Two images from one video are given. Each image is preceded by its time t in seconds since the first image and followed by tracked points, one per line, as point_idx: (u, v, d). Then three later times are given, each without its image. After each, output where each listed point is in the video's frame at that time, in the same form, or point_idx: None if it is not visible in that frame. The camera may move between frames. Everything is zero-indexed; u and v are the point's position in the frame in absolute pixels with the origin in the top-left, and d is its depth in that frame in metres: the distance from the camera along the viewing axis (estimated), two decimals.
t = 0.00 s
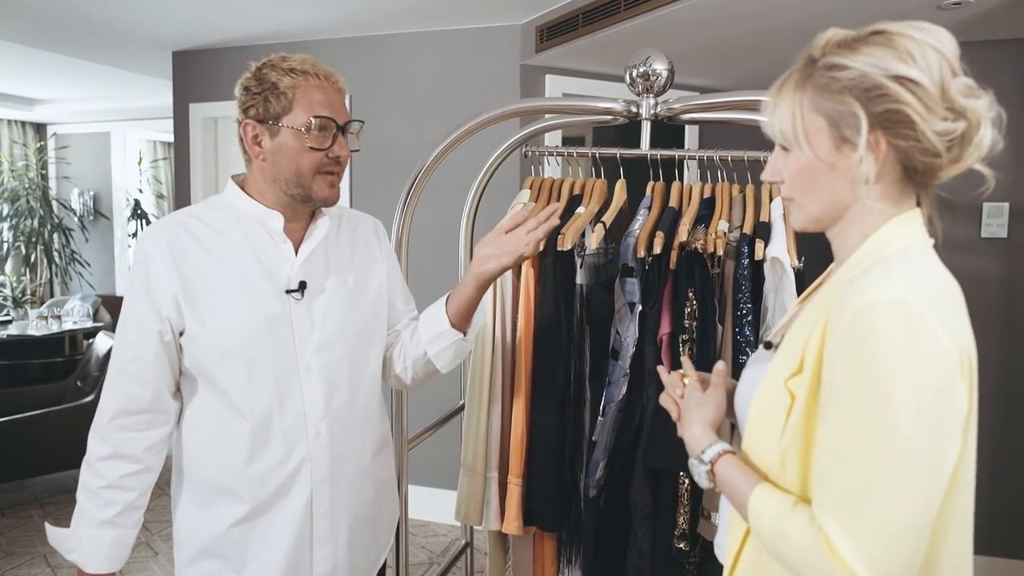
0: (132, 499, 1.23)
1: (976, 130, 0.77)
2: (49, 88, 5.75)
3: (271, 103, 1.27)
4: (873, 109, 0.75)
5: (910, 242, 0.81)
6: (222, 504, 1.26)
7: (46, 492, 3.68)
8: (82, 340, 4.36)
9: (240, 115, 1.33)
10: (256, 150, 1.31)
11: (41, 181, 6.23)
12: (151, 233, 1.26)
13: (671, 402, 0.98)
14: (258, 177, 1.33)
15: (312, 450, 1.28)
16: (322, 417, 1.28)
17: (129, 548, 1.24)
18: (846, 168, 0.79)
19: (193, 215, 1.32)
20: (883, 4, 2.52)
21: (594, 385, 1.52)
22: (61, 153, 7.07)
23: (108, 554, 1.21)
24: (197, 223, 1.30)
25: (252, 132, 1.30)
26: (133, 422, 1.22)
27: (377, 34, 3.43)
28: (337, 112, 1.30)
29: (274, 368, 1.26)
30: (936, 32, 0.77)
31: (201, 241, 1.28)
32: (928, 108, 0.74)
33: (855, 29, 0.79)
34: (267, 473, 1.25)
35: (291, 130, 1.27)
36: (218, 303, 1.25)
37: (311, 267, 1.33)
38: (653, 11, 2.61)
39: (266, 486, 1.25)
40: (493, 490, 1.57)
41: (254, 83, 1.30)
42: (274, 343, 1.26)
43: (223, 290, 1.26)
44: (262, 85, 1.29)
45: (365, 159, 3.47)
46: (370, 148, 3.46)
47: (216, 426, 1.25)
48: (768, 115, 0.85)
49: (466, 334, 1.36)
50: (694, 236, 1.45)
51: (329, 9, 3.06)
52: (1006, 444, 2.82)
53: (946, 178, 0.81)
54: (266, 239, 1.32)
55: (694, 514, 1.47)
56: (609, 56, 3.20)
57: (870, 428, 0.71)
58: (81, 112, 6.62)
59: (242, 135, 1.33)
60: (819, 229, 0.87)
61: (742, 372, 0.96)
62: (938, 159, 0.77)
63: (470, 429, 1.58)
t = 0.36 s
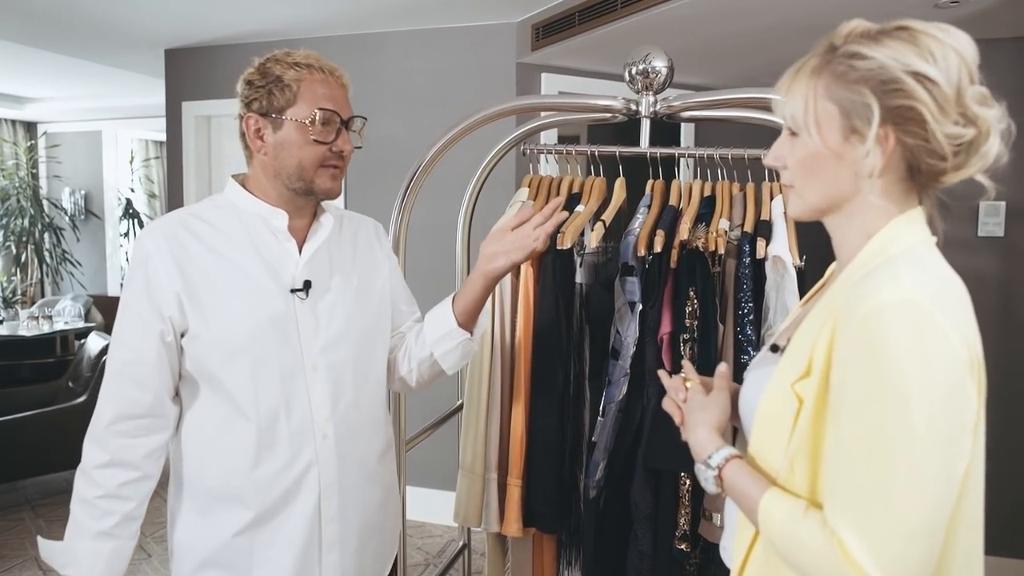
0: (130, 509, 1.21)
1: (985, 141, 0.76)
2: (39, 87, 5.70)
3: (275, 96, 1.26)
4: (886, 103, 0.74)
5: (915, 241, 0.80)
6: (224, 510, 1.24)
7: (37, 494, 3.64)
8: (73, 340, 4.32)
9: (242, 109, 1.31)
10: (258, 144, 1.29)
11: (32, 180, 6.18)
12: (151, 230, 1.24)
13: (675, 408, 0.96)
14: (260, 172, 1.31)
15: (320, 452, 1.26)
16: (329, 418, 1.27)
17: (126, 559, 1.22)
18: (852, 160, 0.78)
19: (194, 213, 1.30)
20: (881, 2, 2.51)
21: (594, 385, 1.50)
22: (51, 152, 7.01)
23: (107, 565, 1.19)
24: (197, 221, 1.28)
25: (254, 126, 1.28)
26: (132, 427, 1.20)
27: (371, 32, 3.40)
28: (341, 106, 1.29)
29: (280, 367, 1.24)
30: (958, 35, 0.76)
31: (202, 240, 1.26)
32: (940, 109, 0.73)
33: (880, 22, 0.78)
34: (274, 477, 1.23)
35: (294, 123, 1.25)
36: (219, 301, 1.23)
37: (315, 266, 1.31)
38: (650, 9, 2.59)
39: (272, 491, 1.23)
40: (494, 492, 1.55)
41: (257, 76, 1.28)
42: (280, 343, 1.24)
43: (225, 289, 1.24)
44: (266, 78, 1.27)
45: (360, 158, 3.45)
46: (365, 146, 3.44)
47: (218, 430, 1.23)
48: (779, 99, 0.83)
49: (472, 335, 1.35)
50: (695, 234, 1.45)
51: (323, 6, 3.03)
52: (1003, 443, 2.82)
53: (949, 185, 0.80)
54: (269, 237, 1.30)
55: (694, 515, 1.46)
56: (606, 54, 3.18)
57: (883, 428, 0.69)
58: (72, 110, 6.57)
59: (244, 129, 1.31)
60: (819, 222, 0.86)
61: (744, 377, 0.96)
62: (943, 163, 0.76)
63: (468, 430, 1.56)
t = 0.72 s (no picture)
0: (121, 510, 1.18)
1: (994, 142, 0.74)
2: (34, 85, 5.67)
3: (278, 98, 1.24)
4: (898, 99, 0.73)
5: (922, 240, 0.78)
6: (215, 514, 1.22)
7: (32, 495, 3.61)
8: (69, 340, 4.29)
9: (241, 109, 1.28)
10: (258, 145, 1.27)
11: (27, 180, 6.15)
12: (145, 228, 1.22)
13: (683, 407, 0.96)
14: (258, 173, 1.29)
15: (312, 456, 1.24)
16: (323, 421, 1.25)
17: (117, 562, 1.19)
18: (861, 154, 0.77)
19: (190, 213, 1.28)
20: None
21: (596, 385, 1.50)
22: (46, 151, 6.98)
23: (96, 568, 1.16)
24: (193, 220, 1.27)
25: (255, 126, 1.26)
26: (123, 427, 1.17)
27: (369, 31, 3.38)
28: (344, 109, 1.27)
29: (273, 370, 1.22)
30: (972, 33, 0.74)
31: (197, 239, 1.25)
32: (953, 108, 0.72)
33: (895, 16, 0.76)
34: (264, 480, 1.21)
35: (297, 125, 1.24)
36: (215, 301, 1.22)
37: (311, 267, 1.30)
38: (650, 7, 2.58)
39: (264, 493, 1.21)
40: (495, 494, 1.54)
41: (259, 76, 1.26)
42: (273, 344, 1.22)
43: (221, 289, 1.22)
44: (268, 79, 1.25)
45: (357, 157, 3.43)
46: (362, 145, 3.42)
47: (210, 432, 1.21)
48: (788, 91, 0.82)
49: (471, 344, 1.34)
50: (698, 232, 1.45)
51: (320, 4, 3.01)
52: (1003, 442, 2.82)
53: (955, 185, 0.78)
54: (265, 237, 1.28)
55: (700, 515, 1.44)
56: (604, 53, 3.17)
57: (897, 427, 0.68)
58: (67, 110, 6.53)
59: (243, 129, 1.28)
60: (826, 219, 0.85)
61: (751, 378, 0.94)
62: (952, 163, 0.74)
63: (471, 431, 1.55)
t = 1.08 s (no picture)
0: (108, 510, 1.18)
1: (1003, 128, 0.74)
2: (27, 85, 5.63)
3: (285, 88, 1.22)
4: (902, 94, 0.73)
5: (932, 236, 0.78)
6: (205, 513, 1.21)
7: (26, 497, 3.59)
8: (63, 341, 4.26)
9: (239, 99, 1.25)
10: (260, 136, 1.24)
11: (21, 180, 6.12)
12: (131, 226, 1.20)
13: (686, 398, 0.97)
14: (258, 166, 1.26)
15: (302, 460, 1.24)
16: (313, 425, 1.24)
17: (104, 561, 1.19)
18: (869, 152, 0.76)
19: (176, 209, 1.26)
20: None
21: (596, 383, 1.49)
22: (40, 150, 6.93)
23: (84, 567, 1.16)
24: (180, 218, 1.25)
25: (259, 117, 1.23)
26: (109, 430, 1.16)
27: (366, 29, 3.37)
28: (347, 103, 1.29)
29: (264, 378, 1.21)
30: (971, 23, 0.74)
31: (185, 239, 1.23)
32: (958, 99, 0.71)
33: (890, 12, 0.76)
34: (254, 485, 1.20)
35: (307, 116, 1.24)
36: (205, 304, 1.20)
37: (301, 269, 1.28)
38: (648, 5, 2.58)
39: (257, 493, 1.21)
40: (494, 492, 1.53)
41: (260, 65, 1.24)
42: (264, 347, 1.21)
43: (211, 291, 1.21)
44: (272, 68, 1.23)
45: (354, 156, 3.42)
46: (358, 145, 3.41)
47: (199, 434, 1.20)
48: (789, 92, 0.81)
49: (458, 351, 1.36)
50: (699, 230, 1.44)
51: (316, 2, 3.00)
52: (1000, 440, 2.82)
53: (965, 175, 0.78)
54: (255, 236, 1.27)
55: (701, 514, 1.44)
56: (602, 51, 3.17)
57: (905, 423, 0.67)
58: (61, 109, 6.50)
59: (243, 119, 1.25)
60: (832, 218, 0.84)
61: (755, 373, 0.94)
62: (961, 153, 0.74)
63: (471, 429, 1.54)
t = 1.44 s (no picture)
0: (101, 509, 1.17)
1: (1005, 133, 0.74)
2: (19, 84, 5.60)
3: (265, 76, 1.22)
4: (908, 92, 0.73)
5: (933, 235, 0.78)
6: (207, 504, 1.21)
7: (20, 498, 3.57)
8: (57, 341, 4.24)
9: (218, 94, 1.23)
10: (247, 127, 1.23)
11: (14, 180, 6.09)
12: (112, 219, 1.18)
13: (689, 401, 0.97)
14: (246, 159, 1.25)
15: (298, 448, 1.23)
16: (308, 413, 1.24)
17: (100, 560, 1.18)
18: (871, 150, 0.76)
19: (158, 200, 1.23)
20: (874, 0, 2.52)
21: (594, 383, 1.49)
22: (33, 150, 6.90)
23: (79, 567, 1.15)
24: (162, 209, 1.22)
25: (243, 108, 1.22)
26: (99, 427, 1.15)
27: (361, 29, 3.37)
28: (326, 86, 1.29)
29: (255, 364, 1.20)
30: (982, 27, 0.74)
31: (168, 231, 1.21)
32: (963, 101, 0.72)
33: (901, 12, 0.76)
34: (250, 477, 1.20)
35: (292, 101, 1.24)
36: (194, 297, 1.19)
37: (289, 257, 1.27)
38: (644, 5, 2.58)
39: (259, 480, 1.21)
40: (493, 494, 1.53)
41: (236, 57, 1.23)
42: (255, 336, 1.21)
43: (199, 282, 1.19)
44: (249, 58, 1.23)
45: (350, 156, 3.41)
46: (354, 144, 3.40)
47: (190, 428, 1.19)
48: (795, 87, 0.81)
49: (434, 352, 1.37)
50: (697, 230, 1.44)
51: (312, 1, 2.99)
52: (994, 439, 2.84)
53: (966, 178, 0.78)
54: (240, 224, 1.25)
55: (698, 512, 1.44)
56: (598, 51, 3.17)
57: (911, 421, 0.68)
58: (54, 109, 6.47)
59: (226, 114, 1.24)
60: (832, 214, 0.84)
61: (756, 377, 0.94)
62: (963, 156, 0.74)
63: (469, 426, 1.53)
